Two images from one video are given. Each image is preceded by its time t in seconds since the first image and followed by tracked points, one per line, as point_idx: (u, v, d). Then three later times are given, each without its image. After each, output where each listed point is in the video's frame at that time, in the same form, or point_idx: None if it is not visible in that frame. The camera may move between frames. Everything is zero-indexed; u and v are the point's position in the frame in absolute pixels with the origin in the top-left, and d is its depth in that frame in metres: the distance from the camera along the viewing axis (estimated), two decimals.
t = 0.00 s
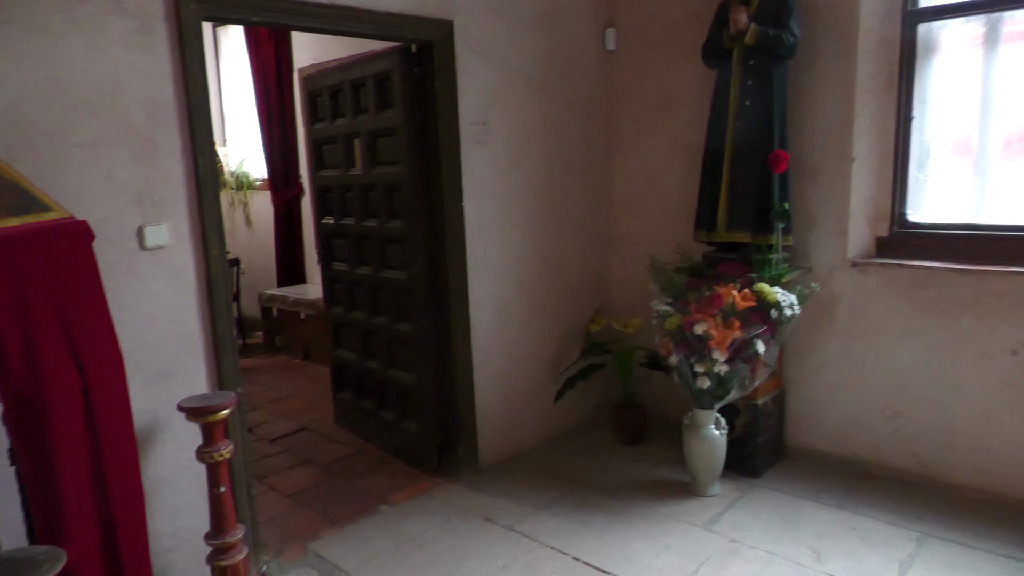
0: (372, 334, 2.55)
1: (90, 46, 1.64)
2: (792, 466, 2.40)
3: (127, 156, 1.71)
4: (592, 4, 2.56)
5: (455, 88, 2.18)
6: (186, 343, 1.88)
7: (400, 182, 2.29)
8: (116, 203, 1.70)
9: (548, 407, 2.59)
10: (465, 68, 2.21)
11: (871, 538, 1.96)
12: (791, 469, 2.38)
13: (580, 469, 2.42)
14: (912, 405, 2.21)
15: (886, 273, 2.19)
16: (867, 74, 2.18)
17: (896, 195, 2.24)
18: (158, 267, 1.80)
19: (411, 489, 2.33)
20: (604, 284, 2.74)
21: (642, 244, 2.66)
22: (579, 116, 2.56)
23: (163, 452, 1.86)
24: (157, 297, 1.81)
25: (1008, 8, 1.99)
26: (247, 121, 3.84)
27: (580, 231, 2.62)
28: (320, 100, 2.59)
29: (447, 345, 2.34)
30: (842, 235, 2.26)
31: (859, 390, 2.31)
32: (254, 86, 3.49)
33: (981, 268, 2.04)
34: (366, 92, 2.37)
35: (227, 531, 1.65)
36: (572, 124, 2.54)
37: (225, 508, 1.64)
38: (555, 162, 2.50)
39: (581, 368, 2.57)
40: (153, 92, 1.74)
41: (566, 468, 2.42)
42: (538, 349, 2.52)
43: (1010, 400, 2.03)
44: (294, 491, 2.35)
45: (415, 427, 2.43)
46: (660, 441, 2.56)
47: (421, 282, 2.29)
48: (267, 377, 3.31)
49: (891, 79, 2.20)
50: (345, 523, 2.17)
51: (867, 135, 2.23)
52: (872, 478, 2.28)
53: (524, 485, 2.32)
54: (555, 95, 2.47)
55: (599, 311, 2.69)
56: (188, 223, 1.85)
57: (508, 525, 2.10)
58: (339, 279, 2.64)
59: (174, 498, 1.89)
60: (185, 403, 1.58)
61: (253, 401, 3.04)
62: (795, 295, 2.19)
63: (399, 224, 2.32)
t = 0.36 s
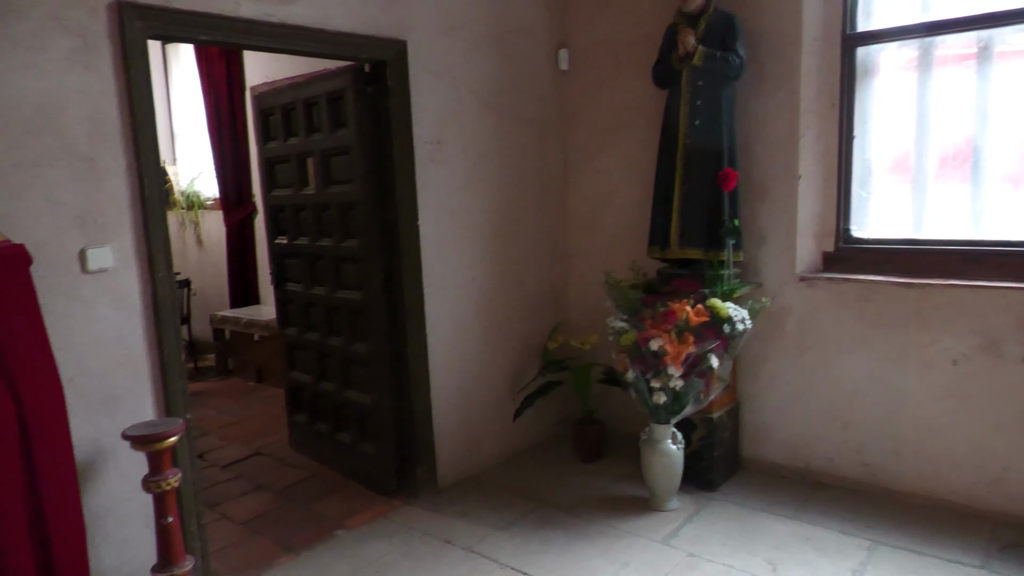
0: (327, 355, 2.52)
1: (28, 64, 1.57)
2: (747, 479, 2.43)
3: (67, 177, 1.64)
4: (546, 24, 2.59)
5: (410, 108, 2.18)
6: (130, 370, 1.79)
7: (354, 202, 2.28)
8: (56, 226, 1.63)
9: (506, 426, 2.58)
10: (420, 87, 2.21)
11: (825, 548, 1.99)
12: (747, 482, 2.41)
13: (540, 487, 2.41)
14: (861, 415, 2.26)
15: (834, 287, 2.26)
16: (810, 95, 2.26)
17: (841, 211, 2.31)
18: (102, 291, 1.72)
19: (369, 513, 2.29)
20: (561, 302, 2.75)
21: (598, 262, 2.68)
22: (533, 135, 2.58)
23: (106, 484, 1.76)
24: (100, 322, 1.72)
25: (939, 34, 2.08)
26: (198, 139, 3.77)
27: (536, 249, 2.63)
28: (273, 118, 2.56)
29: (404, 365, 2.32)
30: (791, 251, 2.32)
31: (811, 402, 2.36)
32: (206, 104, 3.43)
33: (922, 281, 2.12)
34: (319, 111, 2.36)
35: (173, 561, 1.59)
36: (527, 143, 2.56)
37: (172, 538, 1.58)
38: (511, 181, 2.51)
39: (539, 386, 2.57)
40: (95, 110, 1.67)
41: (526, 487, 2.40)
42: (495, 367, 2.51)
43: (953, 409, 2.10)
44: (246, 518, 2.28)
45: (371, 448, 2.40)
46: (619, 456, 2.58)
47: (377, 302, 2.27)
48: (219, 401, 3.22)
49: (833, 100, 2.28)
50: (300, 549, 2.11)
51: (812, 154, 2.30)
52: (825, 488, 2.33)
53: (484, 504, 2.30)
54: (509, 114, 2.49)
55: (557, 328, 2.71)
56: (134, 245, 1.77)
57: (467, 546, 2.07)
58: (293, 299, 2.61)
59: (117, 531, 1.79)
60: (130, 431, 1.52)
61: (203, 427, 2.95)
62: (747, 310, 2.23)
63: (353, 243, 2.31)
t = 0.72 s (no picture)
0: (284, 376, 2.48)
1: None
2: (706, 493, 2.46)
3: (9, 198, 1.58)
4: (502, 45, 2.62)
5: (368, 126, 2.18)
6: (76, 396, 1.72)
7: (311, 221, 2.26)
8: None
9: (467, 445, 2.56)
10: (377, 107, 2.21)
11: (783, 559, 2.01)
12: (706, 496, 2.44)
13: (501, 506, 2.39)
14: (814, 427, 2.31)
15: (786, 302, 2.31)
16: (760, 116, 2.32)
17: (791, 228, 2.37)
18: (45, 316, 1.66)
19: (327, 537, 2.24)
20: (520, 319, 2.76)
21: (557, 279, 2.70)
22: (491, 154, 2.60)
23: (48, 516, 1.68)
24: (43, 347, 1.66)
25: (879, 58, 2.17)
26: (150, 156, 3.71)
27: (495, 267, 2.64)
28: (227, 137, 2.54)
29: (363, 385, 2.30)
30: (744, 267, 2.37)
31: (766, 415, 2.40)
32: (158, 122, 3.38)
33: (870, 296, 2.18)
34: (274, 130, 2.34)
35: None
36: (485, 162, 2.58)
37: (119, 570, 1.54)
38: (469, 199, 2.52)
39: (500, 404, 2.57)
40: (39, 128, 1.62)
41: (487, 507, 2.39)
42: (455, 386, 2.50)
43: (901, 419, 2.16)
44: (199, 546, 2.21)
45: (329, 470, 2.36)
46: (580, 473, 2.59)
47: (334, 323, 2.25)
48: (171, 426, 3.13)
49: (781, 121, 2.35)
50: None
51: (763, 173, 2.36)
52: (782, 500, 2.37)
53: (445, 525, 2.28)
54: (467, 133, 2.50)
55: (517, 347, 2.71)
56: (80, 268, 1.72)
57: (428, 567, 2.04)
58: (249, 320, 2.57)
59: (60, 566, 1.71)
60: (76, 459, 1.47)
61: (154, 453, 2.87)
62: (703, 326, 2.27)
63: (310, 263, 2.29)
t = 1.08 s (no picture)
0: (242, 392, 2.44)
1: None
2: (667, 503, 2.48)
3: None
4: (462, 60, 2.64)
5: (327, 141, 2.17)
6: (21, 418, 1.66)
7: (269, 235, 2.24)
8: None
9: (430, 460, 2.55)
10: (337, 121, 2.20)
11: (742, 567, 2.04)
12: (668, 505, 2.46)
13: (464, 521, 2.38)
14: (772, 436, 2.36)
15: (742, 313, 2.35)
16: (715, 131, 2.37)
17: (747, 241, 2.42)
18: None
19: (286, 557, 2.19)
20: (482, 333, 2.76)
21: (519, 292, 2.71)
22: (453, 168, 2.61)
23: None
24: None
25: (828, 76, 2.24)
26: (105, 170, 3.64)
27: (456, 281, 2.64)
28: (183, 151, 2.50)
29: (323, 401, 2.27)
30: (702, 279, 2.41)
31: (725, 425, 2.44)
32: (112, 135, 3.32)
33: (823, 306, 2.24)
34: (232, 143, 2.32)
35: None
36: (446, 176, 2.59)
37: None
38: (430, 212, 2.52)
39: (463, 418, 2.57)
40: None
41: (450, 522, 2.37)
42: (417, 400, 2.49)
43: (854, 426, 2.22)
44: (153, 569, 2.15)
45: (289, 489, 2.32)
46: (543, 486, 2.59)
47: (294, 340, 2.22)
48: (126, 446, 3.05)
49: (736, 135, 2.40)
50: None
51: (719, 187, 2.41)
52: (742, 508, 2.40)
53: (407, 540, 2.26)
54: (427, 148, 2.51)
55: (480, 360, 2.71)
56: (25, 285, 1.66)
57: None
58: (207, 336, 2.53)
59: None
60: (17, 482, 1.27)
61: (107, 474, 2.79)
62: (662, 337, 2.30)
63: (268, 278, 2.26)
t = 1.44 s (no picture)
0: (190, 412, 2.38)
1: None
2: (623, 516, 2.49)
3: None
4: (416, 75, 2.64)
5: (278, 155, 2.14)
6: None
7: (218, 251, 2.20)
8: None
9: (385, 477, 2.52)
10: (288, 135, 2.17)
11: None
12: (623, 518, 2.48)
13: (420, 539, 2.35)
14: (724, 447, 2.39)
15: (694, 326, 2.39)
16: (665, 148, 2.42)
17: (697, 255, 2.47)
18: None
19: None
20: (438, 348, 2.75)
21: (474, 306, 2.72)
22: (407, 183, 2.60)
23: None
24: None
25: (772, 95, 2.31)
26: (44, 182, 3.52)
27: (411, 296, 2.63)
28: (128, 165, 2.45)
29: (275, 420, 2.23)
30: (654, 293, 2.45)
31: (678, 437, 2.47)
32: (54, 148, 3.23)
33: (770, 319, 2.29)
34: (179, 158, 2.27)
35: None
36: (400, 191, 2.58)
37: None
38: (384, 228, 2.51)
39: (418, 434, 2.55)
40: None
41: (406, 540, 2.34)
42: (371, 417, 2.46)
43: (802, 436, 2.27)
44: None
45: (239, 510, 2.26)
46: (500, 502, 2.58)
47: (244, 358, 2.18)
48: (67, 471, 2.94)
49: (685, 152, 2.45)
50: None
51: (669, 203, 2.45)
52: (696, 519, 2.43)
53: (361, 560, 2.22)
54: (381, 162, 2.50)
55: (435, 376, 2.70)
56: None
57: None
58: (153, 355, 2.46)
59: None
60: None
61: (46, 500, 2.68)
62: (616, 351, 2.33)
63: (217, 294, 2.22)
